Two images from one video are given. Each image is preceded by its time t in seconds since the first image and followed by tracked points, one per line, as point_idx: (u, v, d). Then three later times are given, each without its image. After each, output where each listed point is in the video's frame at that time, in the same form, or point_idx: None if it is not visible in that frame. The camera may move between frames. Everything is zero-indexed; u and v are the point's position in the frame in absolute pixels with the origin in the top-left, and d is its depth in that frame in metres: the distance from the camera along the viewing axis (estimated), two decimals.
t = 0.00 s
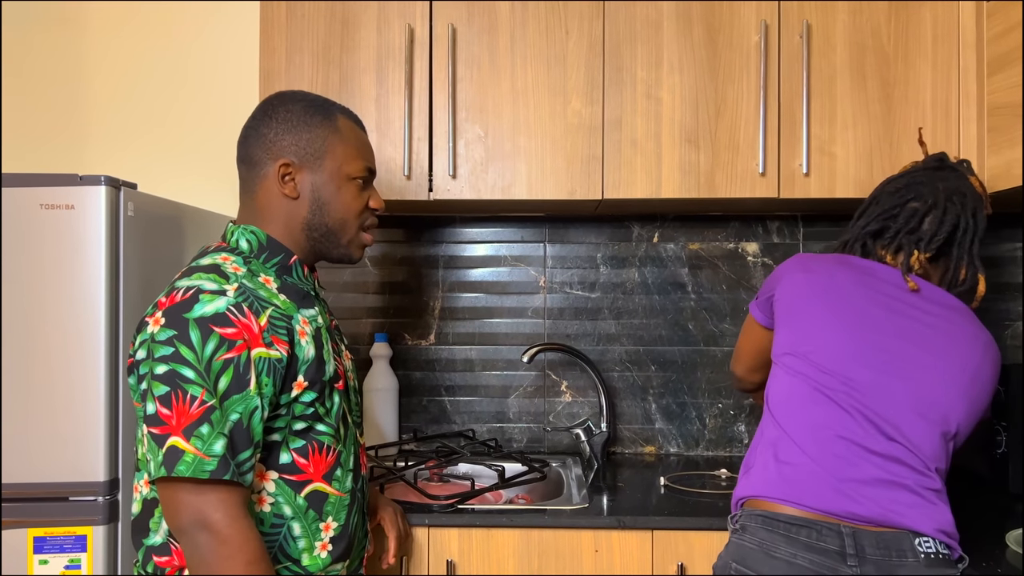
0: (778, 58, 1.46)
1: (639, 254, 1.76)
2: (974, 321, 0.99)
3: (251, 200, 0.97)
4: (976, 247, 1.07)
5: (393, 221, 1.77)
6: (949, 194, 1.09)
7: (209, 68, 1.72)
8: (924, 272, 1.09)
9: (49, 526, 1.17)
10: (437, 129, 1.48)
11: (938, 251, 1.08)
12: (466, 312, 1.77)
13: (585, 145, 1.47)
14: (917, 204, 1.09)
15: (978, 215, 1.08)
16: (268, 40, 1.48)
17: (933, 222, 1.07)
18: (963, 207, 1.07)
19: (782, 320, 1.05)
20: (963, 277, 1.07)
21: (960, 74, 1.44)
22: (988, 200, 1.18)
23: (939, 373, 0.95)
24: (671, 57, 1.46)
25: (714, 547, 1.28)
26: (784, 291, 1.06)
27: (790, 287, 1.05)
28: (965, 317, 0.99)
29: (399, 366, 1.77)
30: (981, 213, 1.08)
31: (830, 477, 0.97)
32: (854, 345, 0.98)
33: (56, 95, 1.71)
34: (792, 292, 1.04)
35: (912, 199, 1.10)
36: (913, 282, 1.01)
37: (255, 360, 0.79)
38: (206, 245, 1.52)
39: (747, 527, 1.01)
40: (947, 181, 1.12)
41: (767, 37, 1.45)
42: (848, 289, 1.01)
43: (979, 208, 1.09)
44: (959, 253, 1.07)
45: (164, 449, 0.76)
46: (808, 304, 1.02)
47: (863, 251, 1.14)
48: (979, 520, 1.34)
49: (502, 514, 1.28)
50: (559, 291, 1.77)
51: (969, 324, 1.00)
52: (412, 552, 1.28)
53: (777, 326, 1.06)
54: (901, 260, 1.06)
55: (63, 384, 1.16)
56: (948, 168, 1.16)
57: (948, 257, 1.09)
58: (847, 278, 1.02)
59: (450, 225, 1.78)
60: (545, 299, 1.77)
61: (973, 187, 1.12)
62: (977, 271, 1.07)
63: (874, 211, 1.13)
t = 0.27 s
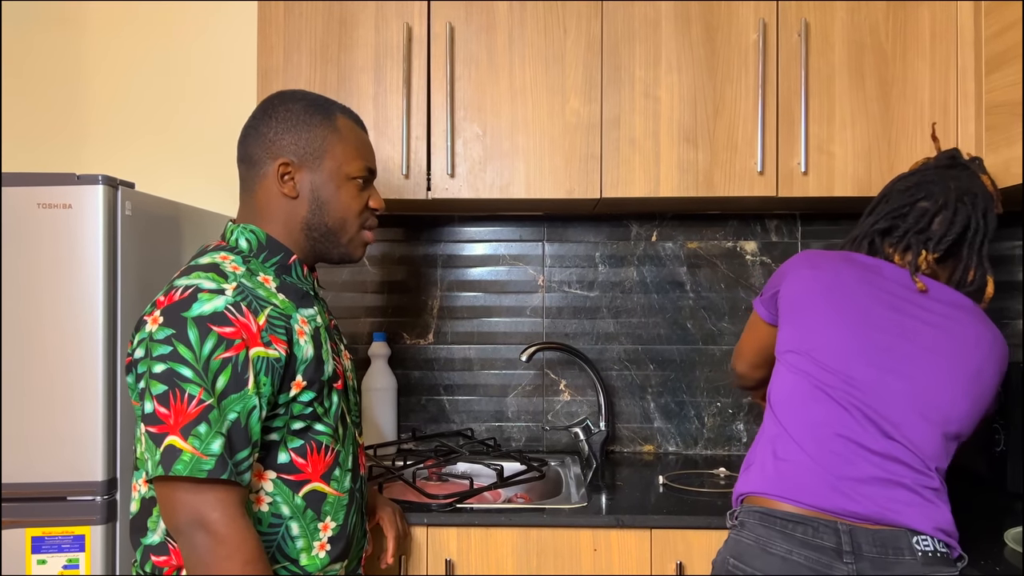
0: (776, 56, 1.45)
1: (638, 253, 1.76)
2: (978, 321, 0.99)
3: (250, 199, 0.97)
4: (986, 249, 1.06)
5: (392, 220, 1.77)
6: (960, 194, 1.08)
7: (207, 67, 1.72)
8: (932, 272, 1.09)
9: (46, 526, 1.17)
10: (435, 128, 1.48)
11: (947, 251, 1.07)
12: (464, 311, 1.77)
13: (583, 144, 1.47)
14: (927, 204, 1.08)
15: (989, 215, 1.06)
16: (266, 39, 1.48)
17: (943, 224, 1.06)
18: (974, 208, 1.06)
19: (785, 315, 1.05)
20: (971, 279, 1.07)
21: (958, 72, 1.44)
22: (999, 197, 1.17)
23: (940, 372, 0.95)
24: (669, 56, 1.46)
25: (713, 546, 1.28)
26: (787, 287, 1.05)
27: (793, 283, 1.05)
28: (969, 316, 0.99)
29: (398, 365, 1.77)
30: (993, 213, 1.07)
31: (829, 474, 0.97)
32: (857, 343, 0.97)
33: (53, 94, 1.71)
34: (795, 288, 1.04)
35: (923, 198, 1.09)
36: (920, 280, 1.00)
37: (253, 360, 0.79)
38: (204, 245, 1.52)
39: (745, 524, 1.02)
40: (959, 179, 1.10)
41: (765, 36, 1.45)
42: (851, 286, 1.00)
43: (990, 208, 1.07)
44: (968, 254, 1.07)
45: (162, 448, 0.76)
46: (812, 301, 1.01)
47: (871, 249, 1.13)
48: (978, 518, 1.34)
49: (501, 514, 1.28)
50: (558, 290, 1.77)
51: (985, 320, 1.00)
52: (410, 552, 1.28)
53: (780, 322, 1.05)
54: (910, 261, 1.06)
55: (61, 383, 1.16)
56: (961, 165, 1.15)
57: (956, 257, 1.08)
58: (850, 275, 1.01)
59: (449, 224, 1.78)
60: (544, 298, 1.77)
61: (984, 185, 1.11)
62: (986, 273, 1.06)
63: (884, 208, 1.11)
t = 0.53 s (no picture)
0: (775, 55, 1.45)
1: (637, 252, 1.76)
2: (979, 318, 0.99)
3: (250, 198, 0.97)
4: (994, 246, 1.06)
5: (391, 219, 1.77)
6: (968, 191, 1.08)
7: (206, 65, 1.72)
8: (938, 270, 1.09)
9: (44, 525, 1.17)
10: (434, 127, 1.48)
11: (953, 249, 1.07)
12: (463, 310, 1.77)
13: (583, 142, 1.47)
14: (935, 200, 1.08)
15: (997, 212, 1.07)
16: (265, 38, 1.47)
17: (953, 220, 1.06)
18: (982, 204, 1.06)
19: (785, 314, 1.05)
20: (977, 276, 1.08)
21: (957, 71, 1.44)
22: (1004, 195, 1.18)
23: (941, 370, 0.95)
24: (668, 55, 1.46)
25: (712, 545, 1.28)
26: (787, 286, 1.05)
27: (793, 281, 1.05)
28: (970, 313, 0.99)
29: (397, 363, 1.77)
30: (1001, 210, 1.07)
31: (830, 473, 0.97)
32: (857, 341, 0.97)
33: (51, 93, 1.70)
34: (794, 287, 1.04)
35: (931, 193, 1.08)
36: (931, 279, 1.00)
37: (254, 359, 0.79)
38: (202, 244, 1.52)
39: (746, 522, 1.01)
40: (966, 176, 1.10)
41: (764, 34, 1.45)
42: (851, 284, 1.00)
43: (997, 205, 1.08)
44: (975, 251, 1.07)
45: (163, 447, 0.76)
46: (812, 299, 1.02)
47: (876, 244, 1.13)
48: (976, 516, 1.34)
49: (501, 512, 1.28)
50: (557, 289, 1.77)
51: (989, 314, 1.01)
52: (410, 551, 1.28)
53: (779, 320, 1.06)
54: (917, 258, 1.05)
55: (59, 383, 1.16)
56: (968, 162, 1.15)
57: (962, 255, 1.08)
58: (849, 272, 1.01)
59: (449, 223, 1.77)
60: (543, 297, 1.77)
61: (991, 182, 1.11)
62: (992, 270, 1.07)
63: (892, 204, 1.11)
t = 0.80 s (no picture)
0: (775, 53, 1.45)
1: (636, 250, 1.76)
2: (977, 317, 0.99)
3: (250, 196, 0.97)
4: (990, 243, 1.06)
5: (391, 217, 1.77)
6: (964, 188, 1.07)
7: (205, 64, 1.71)
8: (936, 268, 1.09)
9: (44, 523, 1.17)
10: (434, 125, 1.48)
11: (950, 246, 1.07)
12: (462, 309, 1.77)
13: (582, 140, 1.47)
14: (930, 198, 1.08)
15: (994, 210, 1.06)
16: (264, 36, 1.47)
17: (947, 217, 1.06)
18: (978, 202, 1.06)
19: (784, 312, 1.04)
20: (974, 274, 1.07)
21: (956, 69, 1.44)
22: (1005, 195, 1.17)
23: (940, 369, 0.95)
24: (667, 53, 1.46)
25: (712, 543, 1.28)
26: (786, 284, 1.05)
27: (791, 280, 1.05)
28: (968, 313, 0.99)
29: (396, 362, 1.77)
30: (998, 207, 1.06)
31: (829, 472, 0.97)
32: (856, 341, 0.97)
33: (50, 91, 1.70)
34: (793, 286, 1.04)
35: (927, 190, 1.09)
36: (927, 279, 1.01)
37: (254, 357, 0.79)
38: (202, 243, 1.52)
39: (747, 522, 1.01)
40: (963, 174, 1.10)
41: (764, 32, 1.45)
42: (850, 283, 1.00)
43: (995, 202, 1.07)
44: (972, 249, 1.07)
45: (163, 445, 0.76)
46: (810, 298, 1.02)
47: (875, 243, 1.14)
48: (976, 513, 1.34)
49: (500, 510, 1.28)
50: (556, 287, 1.77)
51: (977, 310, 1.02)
52: (409, 549, 1.28)
53: (777, 319, 1.05)
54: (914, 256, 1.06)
55: (58, 382, 1.16)
56: (966, 162, 1.15)
57: (960, 252, 1.08)
58: (848, 271, 1.01)
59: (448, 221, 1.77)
60: (542, 295, 1.77)
61: (989, 180, 1.10)
62: (988, 267, 1.06)
63: (888, 201, 1.12)
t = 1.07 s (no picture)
0: (774, 52, 1.45)
1: (636, 249, 1.76)
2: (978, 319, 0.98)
3: (250, 195, 0.97)
4: (997, 241, 1.06)
5: (391, 217, 1.77)
6: (972, 185, 1.07)
7: (204, 63, 1.71)
8: (942, 266, 1.09)
9: (44, 523, 1.17)
10: (433, 125, 1.48)
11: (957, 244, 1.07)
12: (462, 308, 1.77)
13: (582, 140, 1.47)
14: (937, 194, 1.08)
15: (1001, 208, 1.06)
16: (264, 36, 1.47)
17: (955, 214, 1.05)
18: (986, 199, 1.06)
19: (784, 311, 1.05)
20: (980, 272, 1.07)
21: (956, 68, 1.44)
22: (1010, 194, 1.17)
23: (939, 370, 0.95)
24: (667, 52, 1.46)
25: (711, 542, 1.28)
26: (786, 283, 1.05)
27: (791, 279, 1.05)
28: (969, 315, 0.99)
29: (396, 361, 1.77)
30: (1005, 205, 1.07)
31: (826, 473, 0.97)
32: (855, 340, 0.97)
33: (50, 91, 1.70)
34: (793, 285, 1.04)
35: (934, 187, 1.08)
36: (934, 278, 1.01)
37: (255, 357, 0.79)
38: (202, 243, 1.52)
39: (743, 521, 1.02)
40: (971, 171, 1.10)
41: (763, 32, 1.45)
42: (849, 283, 1.00)
43: (1002, 200, 1.07)
44: (978, 246, 1.06)
45: (164, 446, 0.76)
46: (810, 297, 1.02)
47: (880, 239, 1.13)
48: (975, 513, 1.35)
49: (500, 510, 1.28)
50: (556, 286, 1.77)
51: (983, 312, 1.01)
52: (409, 549, 1.28)
53: (778, 318, 1.06)
54: (921, 253, 1.06)
55: (59, 382, 1.16)
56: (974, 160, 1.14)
57: (966, 250, 1.08)
58: (849, 271, 1.01)
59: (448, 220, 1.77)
60: (542, 295, 1.77)
61: (996, 178, 1.10)
62: (994, 266, 1.07)
63: (895, 197, 1.11)
